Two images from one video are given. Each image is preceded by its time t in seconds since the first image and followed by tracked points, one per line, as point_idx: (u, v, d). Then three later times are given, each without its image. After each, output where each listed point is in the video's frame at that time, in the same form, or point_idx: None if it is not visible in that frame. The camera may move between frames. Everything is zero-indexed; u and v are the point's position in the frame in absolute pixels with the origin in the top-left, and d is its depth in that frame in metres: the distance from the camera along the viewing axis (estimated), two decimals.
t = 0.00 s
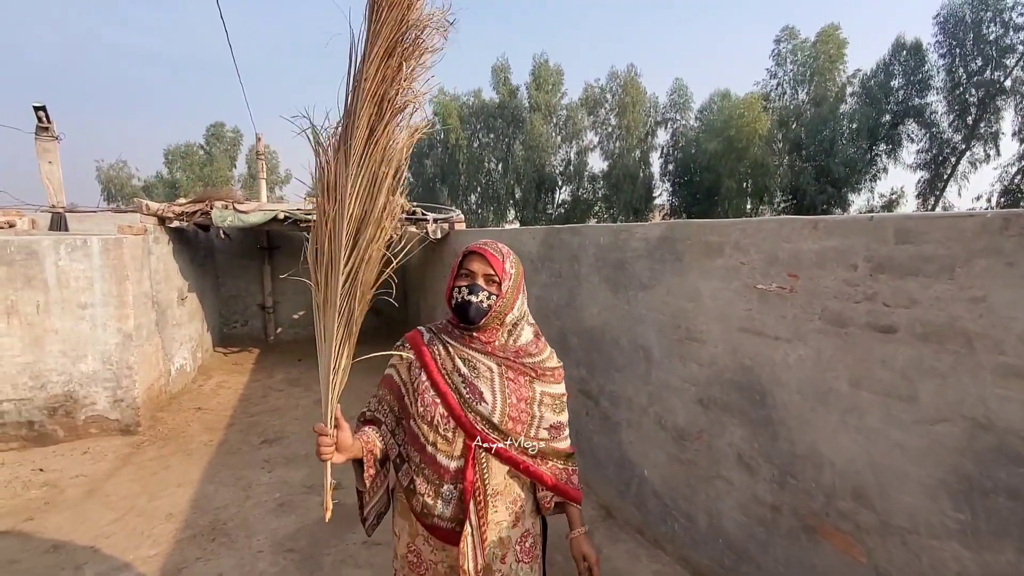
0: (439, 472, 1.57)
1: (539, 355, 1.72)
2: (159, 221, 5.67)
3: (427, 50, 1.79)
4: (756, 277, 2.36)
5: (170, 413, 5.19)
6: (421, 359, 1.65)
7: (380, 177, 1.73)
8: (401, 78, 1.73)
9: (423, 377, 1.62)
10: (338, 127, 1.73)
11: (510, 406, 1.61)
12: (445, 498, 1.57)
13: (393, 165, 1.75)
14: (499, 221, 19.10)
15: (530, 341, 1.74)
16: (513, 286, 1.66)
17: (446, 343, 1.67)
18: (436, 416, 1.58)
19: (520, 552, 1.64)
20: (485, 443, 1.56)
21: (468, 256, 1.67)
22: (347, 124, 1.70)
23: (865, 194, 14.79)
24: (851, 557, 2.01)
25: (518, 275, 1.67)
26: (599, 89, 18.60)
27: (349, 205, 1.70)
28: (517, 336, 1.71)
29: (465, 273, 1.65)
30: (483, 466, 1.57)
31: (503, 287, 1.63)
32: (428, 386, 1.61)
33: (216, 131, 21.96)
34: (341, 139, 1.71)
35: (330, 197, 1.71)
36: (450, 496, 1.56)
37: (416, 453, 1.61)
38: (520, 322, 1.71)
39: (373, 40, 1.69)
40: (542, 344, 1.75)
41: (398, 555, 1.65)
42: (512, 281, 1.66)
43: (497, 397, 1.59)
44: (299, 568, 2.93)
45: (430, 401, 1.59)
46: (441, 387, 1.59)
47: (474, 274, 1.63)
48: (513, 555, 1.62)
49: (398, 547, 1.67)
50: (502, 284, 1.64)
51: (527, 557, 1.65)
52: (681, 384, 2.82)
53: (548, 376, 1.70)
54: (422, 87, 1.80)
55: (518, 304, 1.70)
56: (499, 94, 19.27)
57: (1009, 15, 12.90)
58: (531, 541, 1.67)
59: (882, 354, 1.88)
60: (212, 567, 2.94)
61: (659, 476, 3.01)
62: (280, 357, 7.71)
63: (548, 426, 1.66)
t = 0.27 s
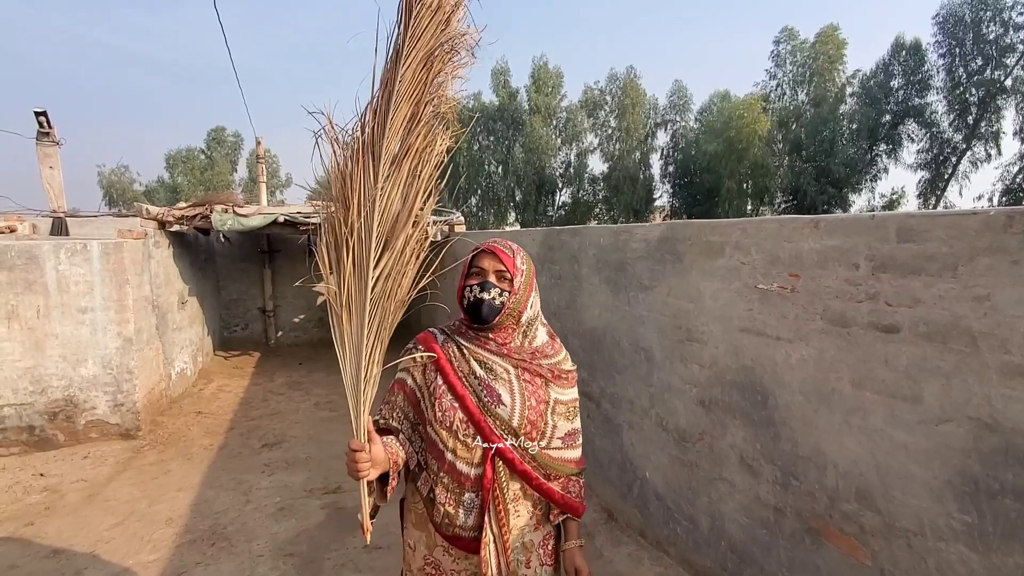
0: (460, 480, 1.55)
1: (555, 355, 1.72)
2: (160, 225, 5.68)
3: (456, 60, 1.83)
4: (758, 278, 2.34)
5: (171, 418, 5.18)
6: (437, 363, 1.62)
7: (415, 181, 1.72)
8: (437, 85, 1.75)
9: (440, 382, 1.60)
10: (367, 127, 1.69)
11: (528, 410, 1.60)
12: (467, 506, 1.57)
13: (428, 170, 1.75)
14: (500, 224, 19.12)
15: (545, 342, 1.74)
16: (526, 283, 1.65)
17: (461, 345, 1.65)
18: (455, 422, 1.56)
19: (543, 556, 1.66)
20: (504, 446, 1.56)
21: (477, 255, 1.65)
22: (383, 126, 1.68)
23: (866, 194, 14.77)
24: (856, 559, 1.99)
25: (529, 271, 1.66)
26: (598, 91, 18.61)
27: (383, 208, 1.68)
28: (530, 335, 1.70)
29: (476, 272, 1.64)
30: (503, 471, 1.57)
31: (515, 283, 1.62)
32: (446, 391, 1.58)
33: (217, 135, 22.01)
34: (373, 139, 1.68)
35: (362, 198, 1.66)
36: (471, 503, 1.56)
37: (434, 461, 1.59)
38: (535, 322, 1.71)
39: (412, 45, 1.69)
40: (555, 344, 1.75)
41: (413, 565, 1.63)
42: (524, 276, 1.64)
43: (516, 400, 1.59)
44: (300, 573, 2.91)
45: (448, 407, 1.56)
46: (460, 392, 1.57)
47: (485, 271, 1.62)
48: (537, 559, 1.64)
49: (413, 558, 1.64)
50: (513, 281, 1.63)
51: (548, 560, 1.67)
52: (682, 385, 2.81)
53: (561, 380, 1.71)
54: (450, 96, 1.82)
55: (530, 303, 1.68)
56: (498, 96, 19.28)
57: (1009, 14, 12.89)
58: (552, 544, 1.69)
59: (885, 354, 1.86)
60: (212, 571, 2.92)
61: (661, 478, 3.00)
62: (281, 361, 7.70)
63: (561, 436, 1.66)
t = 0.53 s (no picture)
0: (475, 480, 1.51)
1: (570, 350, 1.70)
2: (156, 224, 5.66)
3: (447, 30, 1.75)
4: (755, 274, 2.31)
5: (166, 418, 5.15)
6: (448, 358, 1.57)
7: (423, 158, 1.64)
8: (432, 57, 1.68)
9: (452, 377, 1.55)
10: (367, 107, 1.60)
11: (544, 406, 1.57)
12: (481, 507, 1.53)
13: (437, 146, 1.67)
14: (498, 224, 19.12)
15: (558, 337, 1.73)
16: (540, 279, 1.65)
17: (473, 341, 1.61)
18: (468, 418, 1.51)
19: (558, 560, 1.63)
20: (520, 445, 1.50)
21: (491, 249, 1.63)
22: (384, 101, 1.59)
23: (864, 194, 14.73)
24: (855, 561, 1.96)
25: (543, 267, 1.65)
26: (597, 91, 18.58)
27: (393, 189, 1.59)
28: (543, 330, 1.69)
29: (490, 267, 1.61)
30: (519, 472, 1.53)
31: (532, 279, 1.61)
32: (458, 387, 1.54)
33: (216, 136, 22.03)
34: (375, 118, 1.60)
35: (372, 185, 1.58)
36: (485, 504, 1.52)
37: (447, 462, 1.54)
38: (547, 316, 1.70)
39: (405, 15, 1.62)
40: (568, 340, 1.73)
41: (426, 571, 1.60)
42: (538, 271, 1.64)
43: (530, 395, 1.55)
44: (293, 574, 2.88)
45: (461, 403, 1.52)
46: (473, 387, 1.52)
47: (501, 267, 1.60)
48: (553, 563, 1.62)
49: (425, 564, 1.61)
50: (529, 277, 1.62)
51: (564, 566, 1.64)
52: (680, 384, 2.78)
53: (578, 375, 1.67)
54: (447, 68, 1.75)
55: (542, 299, 1.68)
56: (497, 97, 19.27)
57: (1009, 13, 12.82)
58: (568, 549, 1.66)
59: (885, 352, 1.83)
60: (205, 573, 2.89)
61: (659, 479, 2.96)
62: (278, 361, 7.68)
63: (578, 433, 1.62)
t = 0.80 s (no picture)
0: (479, 480, 1.50)
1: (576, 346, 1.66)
2: (147, 222, 5.61)
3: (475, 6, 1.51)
4: (749, 270, 2.29)
5: (160, 419, 5.12)
6: (450, 356, 1.55)
7: (449, 162, 1.43)
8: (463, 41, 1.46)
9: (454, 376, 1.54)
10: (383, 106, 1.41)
11: (549, 403, 1.53)
12: (487, 508, 1.51)
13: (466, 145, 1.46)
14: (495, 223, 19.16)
15: (564, 332, 1.70)
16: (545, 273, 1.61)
17: (477, 338, 1.59)
18: (471, 417, 1.50)
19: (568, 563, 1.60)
20: (523, 444, 1.48)
21: (493, 244, 1.59)
22: (404, 97, 1.39)
23: (859, 191, 14.74)
24: (851, 558, 1.94)
25: (548, 262, 1.62)
26: (593, 90, 18.55)
27: (414, 201, 1.42)
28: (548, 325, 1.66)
29: (495, 263, 1.57)
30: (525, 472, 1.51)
31: (537, 274, 1.58)
32: (460, 386, 1.52)
33: (212, 135, 21.99)
34: (395, 121, 1.41)
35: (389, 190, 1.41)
36: (491, 504, 1.51)
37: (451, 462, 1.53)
38: (552, 311, 1.67)
39: None
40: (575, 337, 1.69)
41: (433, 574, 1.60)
42: (543, 267, 1.60)
43: (535, 392, 1.52)
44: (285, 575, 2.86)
45: (463, 402, 1.50)
46: (475, 385, 1.51)
47: (505, 263, 1.55)
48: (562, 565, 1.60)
49: (431, 565, 1.61)
50: (534, 272, 1.58)
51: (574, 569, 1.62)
52: (674, 381, 2.76)
53: (584, 370, 1.64)
54: (481, 52, 1.52)
55: (547, 294, 1.64)
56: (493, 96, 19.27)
57: (1003, 11, 12.81)
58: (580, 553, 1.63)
59: (879, 347, 1.81)
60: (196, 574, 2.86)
61: (653, 477, 2.95)
62: (272, 361, 7.64)
63: (591, 428, 1.60)
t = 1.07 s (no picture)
0: (483, 478, 1.48)
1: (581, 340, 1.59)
2: (136, 221, 5.56)
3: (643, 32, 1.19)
4: (741, 264, 2.28)
5: (150, 419, 5.07)
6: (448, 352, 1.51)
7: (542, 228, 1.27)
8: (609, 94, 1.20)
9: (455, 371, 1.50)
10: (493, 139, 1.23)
11: (552, 399, 1.48)
12: (491, 508, 1.49)
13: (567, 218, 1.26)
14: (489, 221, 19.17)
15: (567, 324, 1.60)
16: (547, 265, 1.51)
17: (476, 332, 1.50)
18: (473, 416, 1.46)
19: (571, 561, 1.60)
20: (527, 445, 1.43)
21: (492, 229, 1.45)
22: (516, 142, 1.20)
23: (851, 188, 14.79)
24: (844, 554, 1.93)
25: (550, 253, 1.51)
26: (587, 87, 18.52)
27: (492, 259, 1.28)
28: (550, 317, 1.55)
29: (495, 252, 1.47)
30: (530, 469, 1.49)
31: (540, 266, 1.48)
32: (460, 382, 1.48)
33: (204, 134, 21.86)
34: (500, 163, 1.23)
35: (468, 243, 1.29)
36: (495, 503, 1.49)
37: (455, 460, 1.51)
38: (553, 302, 1.55)
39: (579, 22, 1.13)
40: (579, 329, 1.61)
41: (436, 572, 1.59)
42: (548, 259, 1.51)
43: (539, 388, 1.47)
44: None
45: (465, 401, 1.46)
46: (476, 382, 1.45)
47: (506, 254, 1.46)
48: (565, 564, 1.59)
49: (433, 565, 1.60)
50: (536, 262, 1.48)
51: (577, 565, 1.61)
52: (667, 377, 2.74)
53: (587, 364, 1.58)
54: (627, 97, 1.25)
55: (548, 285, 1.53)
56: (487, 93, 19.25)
57: (993, 7, 12.85)
58: (584, 550, 1.62)
59: (872, 340, 1.80)
60: None
61: (647, 473, 2.93)
62: (265, 360, 7.60)
63: (594, 424, 1.57)
